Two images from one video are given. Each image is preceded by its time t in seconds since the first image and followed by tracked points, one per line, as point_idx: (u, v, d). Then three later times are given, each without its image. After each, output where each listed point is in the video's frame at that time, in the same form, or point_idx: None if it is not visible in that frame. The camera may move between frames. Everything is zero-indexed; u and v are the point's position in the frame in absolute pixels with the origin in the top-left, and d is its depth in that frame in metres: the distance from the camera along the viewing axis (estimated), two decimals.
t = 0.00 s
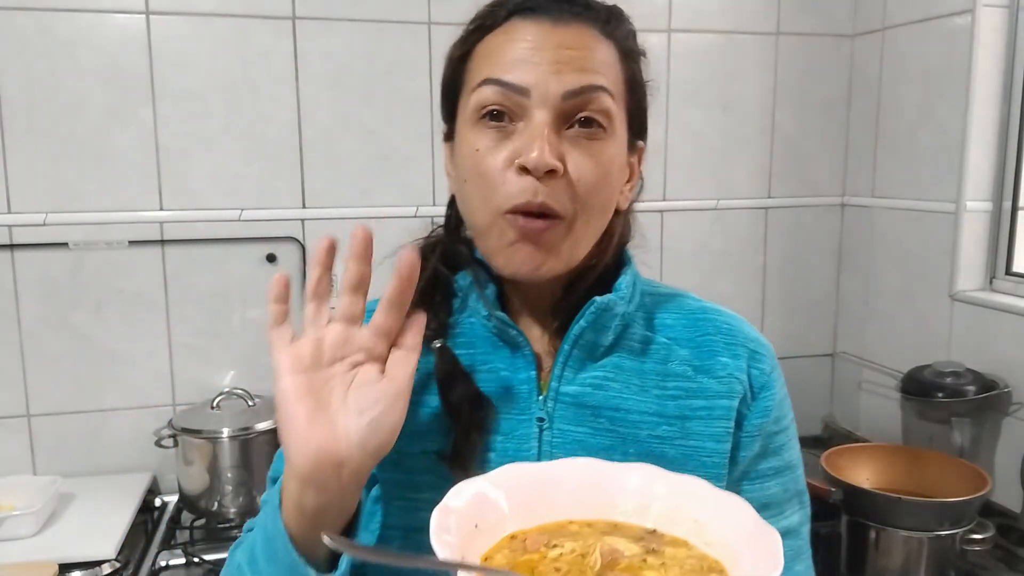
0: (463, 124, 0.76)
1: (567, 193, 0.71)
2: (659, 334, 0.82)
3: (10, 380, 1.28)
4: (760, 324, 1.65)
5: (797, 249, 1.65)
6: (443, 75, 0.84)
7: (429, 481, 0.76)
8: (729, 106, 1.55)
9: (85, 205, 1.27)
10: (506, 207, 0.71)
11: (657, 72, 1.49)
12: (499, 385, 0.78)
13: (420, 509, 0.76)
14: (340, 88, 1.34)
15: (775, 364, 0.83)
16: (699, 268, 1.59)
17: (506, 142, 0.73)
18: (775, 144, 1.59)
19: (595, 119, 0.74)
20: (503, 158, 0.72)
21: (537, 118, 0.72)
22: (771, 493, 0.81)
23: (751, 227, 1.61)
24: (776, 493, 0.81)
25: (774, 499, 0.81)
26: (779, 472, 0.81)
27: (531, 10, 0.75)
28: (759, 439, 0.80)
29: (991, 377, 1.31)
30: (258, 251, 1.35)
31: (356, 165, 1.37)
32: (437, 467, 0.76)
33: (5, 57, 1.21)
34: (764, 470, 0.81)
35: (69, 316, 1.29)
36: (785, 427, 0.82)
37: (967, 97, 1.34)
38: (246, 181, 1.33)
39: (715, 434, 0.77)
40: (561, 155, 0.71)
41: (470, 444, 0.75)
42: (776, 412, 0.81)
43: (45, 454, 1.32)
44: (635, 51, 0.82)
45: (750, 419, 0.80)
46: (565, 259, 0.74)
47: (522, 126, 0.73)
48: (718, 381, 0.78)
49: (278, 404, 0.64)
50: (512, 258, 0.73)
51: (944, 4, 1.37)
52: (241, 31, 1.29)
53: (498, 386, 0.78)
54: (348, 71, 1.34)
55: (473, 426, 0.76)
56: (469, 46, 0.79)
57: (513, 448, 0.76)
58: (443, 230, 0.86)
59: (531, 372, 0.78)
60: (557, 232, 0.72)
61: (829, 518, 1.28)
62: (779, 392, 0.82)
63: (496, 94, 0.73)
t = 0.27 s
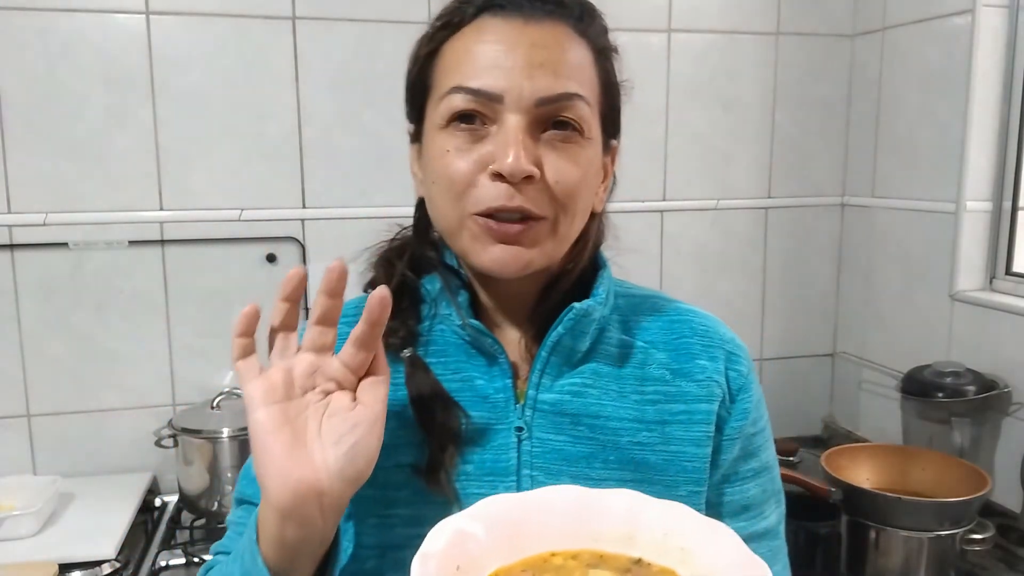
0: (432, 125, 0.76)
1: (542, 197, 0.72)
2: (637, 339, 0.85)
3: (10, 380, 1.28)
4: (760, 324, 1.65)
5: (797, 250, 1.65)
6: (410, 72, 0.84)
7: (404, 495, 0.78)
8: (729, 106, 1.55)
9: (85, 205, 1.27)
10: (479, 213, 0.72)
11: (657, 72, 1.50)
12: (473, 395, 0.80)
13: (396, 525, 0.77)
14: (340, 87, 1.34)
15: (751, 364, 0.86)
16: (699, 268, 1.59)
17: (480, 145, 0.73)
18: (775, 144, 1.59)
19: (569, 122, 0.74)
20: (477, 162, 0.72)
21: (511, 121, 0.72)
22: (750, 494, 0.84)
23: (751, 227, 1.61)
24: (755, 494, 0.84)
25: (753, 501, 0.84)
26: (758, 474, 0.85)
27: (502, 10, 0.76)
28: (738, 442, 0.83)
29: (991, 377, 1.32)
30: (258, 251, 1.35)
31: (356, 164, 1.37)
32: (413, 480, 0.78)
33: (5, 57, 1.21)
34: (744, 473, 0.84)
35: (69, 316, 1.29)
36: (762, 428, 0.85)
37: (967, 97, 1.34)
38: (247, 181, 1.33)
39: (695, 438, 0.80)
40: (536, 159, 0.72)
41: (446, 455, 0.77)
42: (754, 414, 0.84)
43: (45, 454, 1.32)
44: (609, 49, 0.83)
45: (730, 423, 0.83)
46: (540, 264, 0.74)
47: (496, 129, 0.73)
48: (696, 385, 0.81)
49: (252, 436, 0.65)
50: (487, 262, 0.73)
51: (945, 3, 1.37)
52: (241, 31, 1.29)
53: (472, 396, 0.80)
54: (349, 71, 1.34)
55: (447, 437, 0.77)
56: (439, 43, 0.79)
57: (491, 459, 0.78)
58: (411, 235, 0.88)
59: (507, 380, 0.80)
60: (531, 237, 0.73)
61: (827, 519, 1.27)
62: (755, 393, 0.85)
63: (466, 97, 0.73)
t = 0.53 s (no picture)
0: (415, 120, 0.76)
1: (530, 195, 0.73)
2: (624, 340, 0.85)
3: (10, 380, 1.28)
4: (760, 325, 1.65)
5: (796, 250, 1.65)
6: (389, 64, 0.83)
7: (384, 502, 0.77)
8: (729, 106, 1.55)
9: (85, 205, 1.27)
10: (465, 211, 0.72)
11: (657, 72, 1.50)
12: (457, 398, 0.80)
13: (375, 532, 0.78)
14: (340, 87, 1.34)
15: (739, 365, 0.87)
16: (699, 268, 1.59)
17: (465, 141, 0.73)
18: (775, 145, 1.59)
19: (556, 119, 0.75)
20: (463, 157, 0.72)
21: (498, 117, 0.72)
22: (739, 498, 0.84)
23: (751, 227, 1.61)
24: (743, 498, 0.85)
25: (742, 505, 0.84)
26: (746, 477, 0.85)
27: (486, 2, 0.75)
28: (727, 445, 0.83)
29: (991, 377, 1.32)
30: (258, 251, 1.35)
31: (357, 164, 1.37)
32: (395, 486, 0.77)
33: (5, 57, 1.21)
34: (732, 476, 0.84)
35: (69, 316, 1.29)
36: (750, 429, 0.85)
37: (967, 96, 1.34)
38: (247, 181, 1.33)
39: (682, 441, 0.80)
40: (523, 156, 0.72)
41: (429, 462, 0.76)
42: (742, 415, 0.84)
43: (45, 454, 1.32)
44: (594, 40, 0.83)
45: (718, 425, 0.83)
46: (527, 262, 0.75)
47: (483, 125, 0.73)
48: (684, 387, 0.81)
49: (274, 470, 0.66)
50: (474, 259, 0.73)
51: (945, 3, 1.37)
52: (241, 31, 1.29)
53: (456, 399, 0.80)
54: (349, 71, 1.34)
55: (431, 441, 0.76)
56: (420, 35, 0.78)
57: (474, 464, 0.78)
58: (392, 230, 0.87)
59: (490, 383, 0.81)
60: (519, 235, 0.73)
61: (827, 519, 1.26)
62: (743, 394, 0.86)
63: (451, 93, 0.73)
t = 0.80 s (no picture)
0: (399, 125, 0.76)
1: (515, 204, 0.73)
2: (615, 336, 0.86)
3: (10, 380, 1.28)
4: (759, 325, 1.65)
5: (796, 250, 1.65)
6: (375, 63, 0.84)
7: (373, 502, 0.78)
8: (729, 106, 1.55)
9: (85, 205, 1.27)
10: (449, 220, 0.73)
11: (657, 72, 1.50)
12: (449, 396, 0.81)
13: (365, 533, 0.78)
14: (340, 87, 1.34)
15: (733, 360, 0.87)
16: (699, 268, 1.59)
17: (450, 148, 0.73)
18: (775, 144, 1.59)
19: (541, 123, 0.75)
20: (447, 166, 0.73)
21: (481, 125, 0.72)
22: (735, 496, 0.84)
23: (751, 227, 1.61)
24: (739, 495, 0.84)
25: (738, 503, 0.84)
26: (742, 474, 0.85)
27: (468, 2, 0.75)
28: (721, 441, 0.83)
29: (991, 377, 1.31)
30: (258, 251, 1.35)
31: (357, 164, 1.37)
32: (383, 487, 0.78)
33: (6, 57, 1.21)
34: (727, 473, 0.84)
35: (69, 316, 1.29)
36: (743, 424, 0.85)
37: (967, 96, 1.34)
38: (247, 181, 1.33)
39: (676, 437, 0.80)
40: (508, 163, 0.72)
41: (417, 461, 0.77)
42: (736, 410, 0.85)
43: (46, 454, 1.32)
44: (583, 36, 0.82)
45: (712, 421, 0.83)
46: (512, 271, 0.75)
47: (467, 131, 0.73)
48: (678, 382, 0.82)
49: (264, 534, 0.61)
50: (459, 269, 0.74)
51: (945, 3, 1.37)
52: (242, 31, 1.29)
53: (447, 397, 0.80)
54: (349, 71, 1.34)
55: (417, 440, 0.77)
56: (403, 35, 0.78)
57: (465, 463, 0.78)
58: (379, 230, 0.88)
59: (481, 381, 0.81)
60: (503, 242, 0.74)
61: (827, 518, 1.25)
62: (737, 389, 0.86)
63: (432, 100, 0.73)
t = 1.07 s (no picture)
0: (390, 117, 0.76)
1: (503, 194, 0.72)
2: (612, 332, 0.86)
3: (10, 380, 1.28)
4: (759, 324, 1.65)
5: (796, 249, 1.65)
6: (368, 58, 0.84)
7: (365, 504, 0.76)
8: (729, 106, 1.55)
9: (85, 205, 1.27)
10: (436, 213, 0.73)
11: (657, 72, 1.50)
12: (446, 394, 0.80)
13: (361, 536, 0.76)
14: (340, 87, 1.34)
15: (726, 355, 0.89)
16: (699, 268, 1.59)
17: (438, 140, 0.73)
18: (775, 144, 1.59)
19: (530, 115, 0.75)
20: (434, 157, 0.72)
21: (469, 115, 0.72)
22: (731, 490, 0.86)
23: (751, 227, 1.61)
24: (735, 489, 0.86)
25: (734, 497, 0.86)
26: (738, 468, 0.87)
27: None
28: (717, 434, 0.85)
29: (991, 377, 1.32)
30: (258, 251, 1.35)
31: (357, 164, 1.37)
32: (379, 487, 0.76)
33: (6, 57, 1.21)
34: (724, 467, 0.86)
35: (69, 316, 1.29)
36: (737, 419, 0.88)
37: (967, 96, 1.34)
38: (247, 181, 1.33)
39: (675, 431, 0.81)
40: (496, 154, 0.72)
41: (412, 460, 0.76)
42: (731, 404, 0.87)
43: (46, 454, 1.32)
44: (577, 29, 0.82)
45: (710, 415, 0.85)
46: (501, 263, 0.75)
47: (456, 122, 0.73)
48: (675, 376, 0.83)
49: None
50: (447, 260, 0.74)
51: (945, 3, 1.37)
52: (242, 31, 1.29)
53: (444, 395, 0.80)
54: (349, 71, 1.34)
55: (414, 438, 0.76)
56: (394, 28, 0.78)
57: (463, 462, 0.77)
58: (369, 228, 0.88)
59: (478, 378, 0.80)
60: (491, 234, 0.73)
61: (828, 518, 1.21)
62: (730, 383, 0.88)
63: (421, 91, 0.73)
